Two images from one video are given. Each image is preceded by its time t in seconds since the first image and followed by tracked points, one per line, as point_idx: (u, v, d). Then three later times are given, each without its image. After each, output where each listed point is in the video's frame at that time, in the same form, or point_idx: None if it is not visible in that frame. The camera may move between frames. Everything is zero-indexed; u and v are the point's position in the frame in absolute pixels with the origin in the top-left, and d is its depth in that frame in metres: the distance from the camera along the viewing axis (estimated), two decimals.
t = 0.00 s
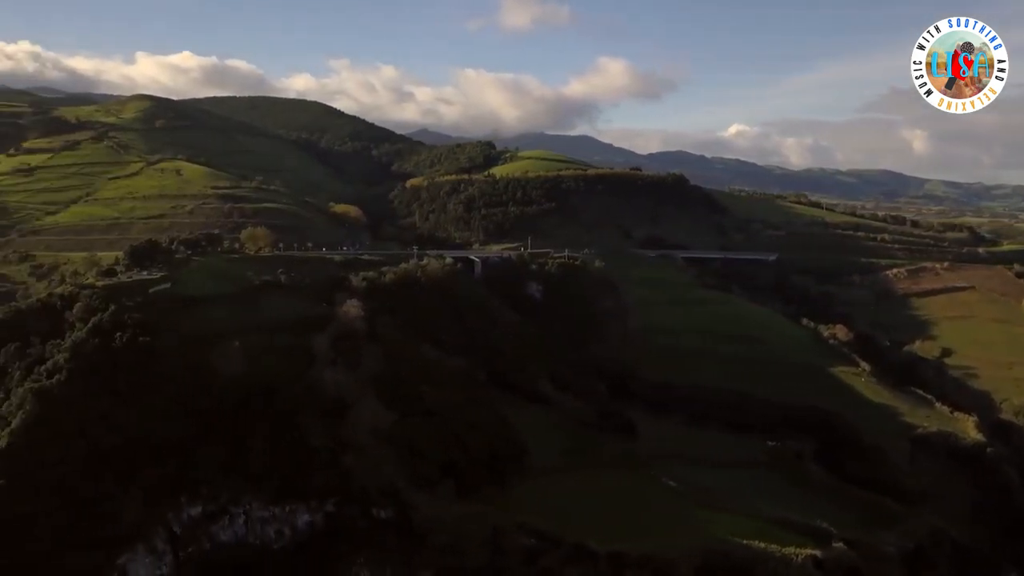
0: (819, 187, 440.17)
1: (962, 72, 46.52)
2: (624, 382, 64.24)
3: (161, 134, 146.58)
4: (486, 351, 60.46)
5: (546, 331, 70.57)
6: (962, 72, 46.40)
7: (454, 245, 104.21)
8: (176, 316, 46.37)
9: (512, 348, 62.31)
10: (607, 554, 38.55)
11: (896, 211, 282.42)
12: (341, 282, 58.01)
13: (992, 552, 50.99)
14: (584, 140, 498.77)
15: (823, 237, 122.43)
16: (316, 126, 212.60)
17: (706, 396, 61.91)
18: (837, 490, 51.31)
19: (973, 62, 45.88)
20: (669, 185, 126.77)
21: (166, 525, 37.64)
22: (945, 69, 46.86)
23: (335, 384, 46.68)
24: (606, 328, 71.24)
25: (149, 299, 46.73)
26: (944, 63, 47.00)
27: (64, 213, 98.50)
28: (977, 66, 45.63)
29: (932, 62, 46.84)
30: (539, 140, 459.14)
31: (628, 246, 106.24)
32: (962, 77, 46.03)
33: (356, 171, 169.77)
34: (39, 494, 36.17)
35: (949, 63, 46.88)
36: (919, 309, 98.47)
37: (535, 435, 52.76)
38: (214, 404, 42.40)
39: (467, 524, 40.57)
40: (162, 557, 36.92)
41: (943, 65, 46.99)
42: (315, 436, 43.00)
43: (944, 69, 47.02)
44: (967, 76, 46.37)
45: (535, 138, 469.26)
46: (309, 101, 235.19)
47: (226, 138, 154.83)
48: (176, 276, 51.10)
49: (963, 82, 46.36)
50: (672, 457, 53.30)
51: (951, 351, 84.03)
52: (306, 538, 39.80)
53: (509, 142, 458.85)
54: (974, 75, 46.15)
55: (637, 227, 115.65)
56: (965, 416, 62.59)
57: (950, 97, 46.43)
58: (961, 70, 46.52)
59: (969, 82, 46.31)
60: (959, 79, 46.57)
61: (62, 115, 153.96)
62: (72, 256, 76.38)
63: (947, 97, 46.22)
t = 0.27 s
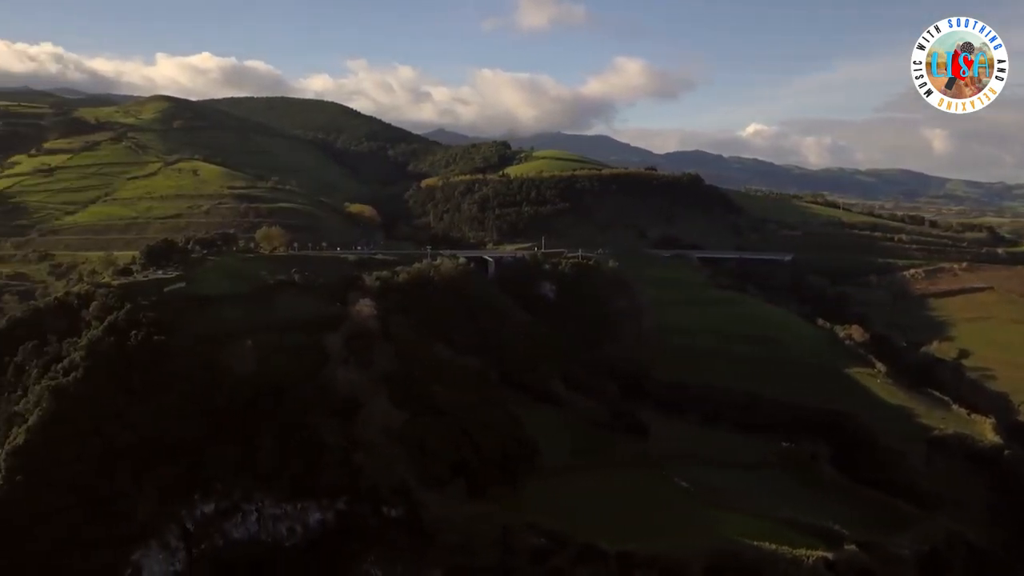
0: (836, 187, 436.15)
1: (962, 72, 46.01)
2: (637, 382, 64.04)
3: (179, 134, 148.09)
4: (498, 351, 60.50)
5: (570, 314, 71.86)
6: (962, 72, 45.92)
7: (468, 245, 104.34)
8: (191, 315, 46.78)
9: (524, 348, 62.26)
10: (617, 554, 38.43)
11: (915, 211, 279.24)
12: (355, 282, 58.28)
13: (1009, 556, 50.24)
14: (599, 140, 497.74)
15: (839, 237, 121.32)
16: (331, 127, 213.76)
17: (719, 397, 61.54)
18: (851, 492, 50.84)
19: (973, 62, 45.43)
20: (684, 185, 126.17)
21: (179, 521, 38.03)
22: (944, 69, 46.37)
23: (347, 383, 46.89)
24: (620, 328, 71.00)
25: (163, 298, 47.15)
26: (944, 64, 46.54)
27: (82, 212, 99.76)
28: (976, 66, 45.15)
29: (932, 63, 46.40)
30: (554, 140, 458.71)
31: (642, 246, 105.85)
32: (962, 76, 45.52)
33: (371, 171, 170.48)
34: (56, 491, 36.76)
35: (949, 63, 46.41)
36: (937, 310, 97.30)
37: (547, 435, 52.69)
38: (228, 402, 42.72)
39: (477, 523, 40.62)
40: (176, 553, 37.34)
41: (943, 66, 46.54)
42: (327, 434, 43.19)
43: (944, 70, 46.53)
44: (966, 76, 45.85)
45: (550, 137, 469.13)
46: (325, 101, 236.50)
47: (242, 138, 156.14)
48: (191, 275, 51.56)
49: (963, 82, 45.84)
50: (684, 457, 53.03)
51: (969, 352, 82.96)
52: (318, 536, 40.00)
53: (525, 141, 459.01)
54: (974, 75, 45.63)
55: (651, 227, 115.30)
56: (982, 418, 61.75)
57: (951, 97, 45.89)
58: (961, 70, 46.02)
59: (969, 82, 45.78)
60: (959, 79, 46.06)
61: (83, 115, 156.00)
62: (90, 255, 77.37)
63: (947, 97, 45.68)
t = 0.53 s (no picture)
0: (857, 186, 430.89)
1: (962, 72, 44.68)
2: (651, 383, 63.75)
3: (199, 135, 149.75)
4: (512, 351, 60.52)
5: (582, 322, 70.32)
6: (962, 72, 44.53)
7: (483, 245, 104.28)
8: (207, 314, 47.31)
9: (538, 347, 62.21)
10: (628, 554, 38.24)
11: (938, 212, 275.13)
12: (370, 281, 58.54)
13: None
14: (616, 139, 496.06)
15: (859, 237, 119.85)
16: (349, 127, 214.87)
17: (734, 399, 61.16)
18: (867, 495, 50.23)
19: (974, 62, 44.00)
20: (703, 184, 125.23)
21: (195, 518, 38.72)
22: (945, 70, 44.76)
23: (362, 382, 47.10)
24: (635, 327, 70.54)
25: (180, 297, 47.66)
26: (944, 63, 45.02)
27: (104, 212, 101.18)
28: (977, 66, 43.75)
29: (932, 62, 44.71)
30: (571, 139, 457.84)
31: (659, 246, 105.28)
32: (962, 78, 44.10)
33: (388, 171, 171.20)
34: (75, 487, 37.41)
35: (949, 63, 44.99)
36: (958, 311, 95.75)
37: (561, 434, 52.53)
38: (243, 400, 43.16)
39: (488, 522, 40.65)
40: (191, 549, 38.06)
41: (943, 66, 44.97)
42: (341, 432, 43.46)
43: (944, 70, 44.98)
44: (967, 76, 44.53)
45: (567, 137, 468.51)
46: (343, 101, 237.86)
47: (262, 138, 157.60)
48: (208, 275, 52.07)
49: (963, 83, 44.53)
50: (698, 458, 52.67)
51: (990, 353, 81.53)
52: (330, 533, 40.25)
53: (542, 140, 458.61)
54: (974, 75, 44.32)
55: (668, 226, 114.96)
56: (1003, 421, 60.66)
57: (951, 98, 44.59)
58: (961, 70, 44.67)
59: (969, 83, 44.51)
60: (960, 79, 44.72)
61: (105, 116, 158.19)
62: (111, 254, 78.44)
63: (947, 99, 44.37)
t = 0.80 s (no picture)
0: (876, 185, 426.44)
1: (962, 72, 44.69)
2: (664, 384, 63.54)
3: (216, 135, 151.12)
4: (525, 351, 60.51)
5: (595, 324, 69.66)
6: (961, 72, 44.62)
7: (497, 245, 104.11)
8: (221, 313, 47.72)
9: (550, 347, 62.16)
10: (638, 555, 38.16)
11: (959, 212, 271.44)
12: (384, 281, 58.89)
13: None
14: (632, 138, 494.72)
15: (876, 237, 118.65)
16: (365, 127, 215.85)
17: (748, 400, 60.80)
18: (882, 497, 49.73)
19: (973, 62, 44.06)
20: (720, 183, 123.91)
21: (208, 515, 38.71)
22: (944, 70, 45.10)
23: (373, 381, 47.38)
24: (649, 327, 70.24)
25: (195, 296, 48.14)
26: (944, 64, 45.22)
27: (123, 212, 102.40)
28: (976, 65, 43.78)
29: (931, 62, 45.06)
30: (587, 138, 457.44)
31: (674, 246, 104.82)
32: (961, 77, 44.25)
33: (403, 171, 171.83)
34: (89, 482, 37.47)
35: (949, 63, 45.08)
36: (976, 312, 94.53)
37: (573, 433, 52.46)
38: (256, 399, 43.50)
39: (498, 521, 40.73)
40: (204, 546, 37.99)
41: (943, 66, 45.21)
42: (353, 431, 43.69)
43: (944, 70, 45.21)
44: (966, 76, 44.54)
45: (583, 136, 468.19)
46: (359, 102, 239.04)
47: (278, 138, 158.86)
48: (222, 274, 52.53)
49: (963, 83, 44.59)
50: (710, 458, 52.41)
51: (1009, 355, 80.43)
52: (341, 532, 40.38)
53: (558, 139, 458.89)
54: (974, 75, 44.32)
55: (683, 226, 114.30)
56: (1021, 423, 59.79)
57: (949, 98, 44.76)
58: (961, 70, 44.69)
59: (968, 83, 44.51)
60: (959, 79, 44.78)
61: (125, 117, 160.17)
62: (130, 253, 79.44)
63: (946, 98, 44.54)
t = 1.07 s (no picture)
0: (895, 185, 421.75)
1: (962, 72, 44.45)
2: (677, 384, 63.30)
3: (234, 135, 152.38)
4: (538, 351, 60.48)
5: (609, 321, 70.03)
6: (962, 72, 44.31)
7: (511, 245, 103.94)
8: (235, 311, 48.14)
9: (563, 347, 62.08)
10: (647, 555, 38.03)
11: (980, 212, 267.64)
12: (397, 280, 59.19)
13: None
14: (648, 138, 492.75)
15: (893, 237, 117.41)
16: (380, 127, 216.76)
17: (762, 401, 60.40)
18: (896, 499, 49.18)
19: (973, 62, 43.78)
20: (735, 182, 123.15)
21: (221, 512, 39.04)
22: (944, 69, 44.77)
23: (385, 380, 47.61)
24: (662, 328, 70.04)
25: (209, 294, 48.58)
26: (944, 63, 44.95)
27: (141, 211, 103.59)
28: (976, 66, 43.52)
29: (931, 62, 44.78)
30: (602, 138, 456.36)
31: (688, 246, 104.32)
32: (961, 78, 43.82)
33: (418, 170, 172.42)
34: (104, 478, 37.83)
35: (949, 62, 44.82)
36: (996, 313, 93.24)
37: (585, 433, 52.35)
38: (269, 398, 43.85)
39: (509, 520, 40.74)
40: (217, 543, 38.30)
41: (943, 65, 44.94)
42: (365, 430, 43.94)
43: (944, 70, 44.95)
44: (967, 76, 44.31)
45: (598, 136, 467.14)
46: (375, 102, 240.09)
47: (295, 138, 160.00)
48: (237, 273, 52.99)
49: (963, 83, 44.36)
50: (723, 459, 52.13)
51: None
52: (353, 530, 40.63)
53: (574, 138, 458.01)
54: (974, 75, 44.07)
55: (698, 226, 113.72)
56: None
57: (950, 98, 44.50)
58: (960, 70, 44.45)
59: (969, 83, 44.27)
60: (959, 79, 44.56)
61: (144, 118, 162.05)
62: (149, 252, 80.34)
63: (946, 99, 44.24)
